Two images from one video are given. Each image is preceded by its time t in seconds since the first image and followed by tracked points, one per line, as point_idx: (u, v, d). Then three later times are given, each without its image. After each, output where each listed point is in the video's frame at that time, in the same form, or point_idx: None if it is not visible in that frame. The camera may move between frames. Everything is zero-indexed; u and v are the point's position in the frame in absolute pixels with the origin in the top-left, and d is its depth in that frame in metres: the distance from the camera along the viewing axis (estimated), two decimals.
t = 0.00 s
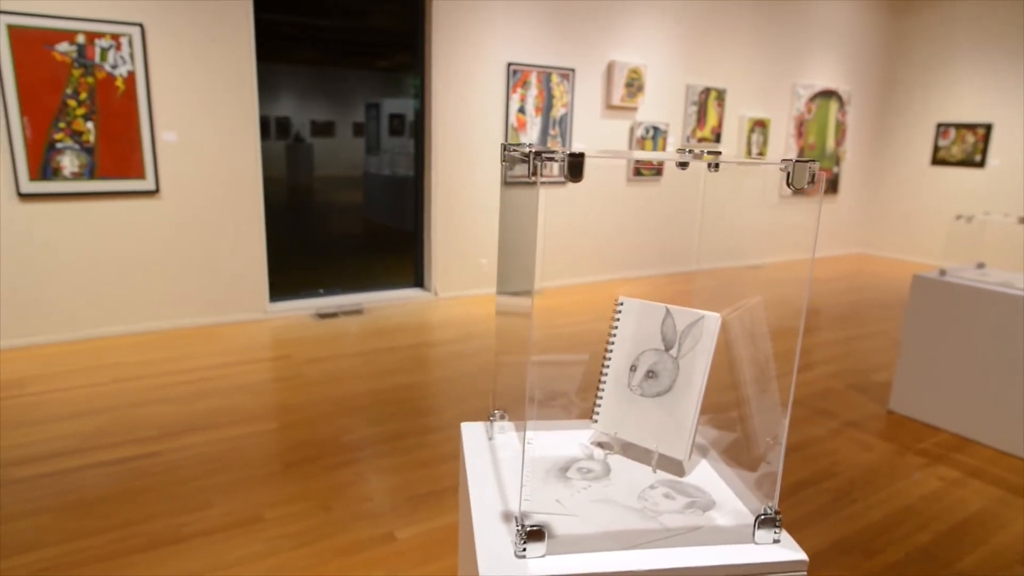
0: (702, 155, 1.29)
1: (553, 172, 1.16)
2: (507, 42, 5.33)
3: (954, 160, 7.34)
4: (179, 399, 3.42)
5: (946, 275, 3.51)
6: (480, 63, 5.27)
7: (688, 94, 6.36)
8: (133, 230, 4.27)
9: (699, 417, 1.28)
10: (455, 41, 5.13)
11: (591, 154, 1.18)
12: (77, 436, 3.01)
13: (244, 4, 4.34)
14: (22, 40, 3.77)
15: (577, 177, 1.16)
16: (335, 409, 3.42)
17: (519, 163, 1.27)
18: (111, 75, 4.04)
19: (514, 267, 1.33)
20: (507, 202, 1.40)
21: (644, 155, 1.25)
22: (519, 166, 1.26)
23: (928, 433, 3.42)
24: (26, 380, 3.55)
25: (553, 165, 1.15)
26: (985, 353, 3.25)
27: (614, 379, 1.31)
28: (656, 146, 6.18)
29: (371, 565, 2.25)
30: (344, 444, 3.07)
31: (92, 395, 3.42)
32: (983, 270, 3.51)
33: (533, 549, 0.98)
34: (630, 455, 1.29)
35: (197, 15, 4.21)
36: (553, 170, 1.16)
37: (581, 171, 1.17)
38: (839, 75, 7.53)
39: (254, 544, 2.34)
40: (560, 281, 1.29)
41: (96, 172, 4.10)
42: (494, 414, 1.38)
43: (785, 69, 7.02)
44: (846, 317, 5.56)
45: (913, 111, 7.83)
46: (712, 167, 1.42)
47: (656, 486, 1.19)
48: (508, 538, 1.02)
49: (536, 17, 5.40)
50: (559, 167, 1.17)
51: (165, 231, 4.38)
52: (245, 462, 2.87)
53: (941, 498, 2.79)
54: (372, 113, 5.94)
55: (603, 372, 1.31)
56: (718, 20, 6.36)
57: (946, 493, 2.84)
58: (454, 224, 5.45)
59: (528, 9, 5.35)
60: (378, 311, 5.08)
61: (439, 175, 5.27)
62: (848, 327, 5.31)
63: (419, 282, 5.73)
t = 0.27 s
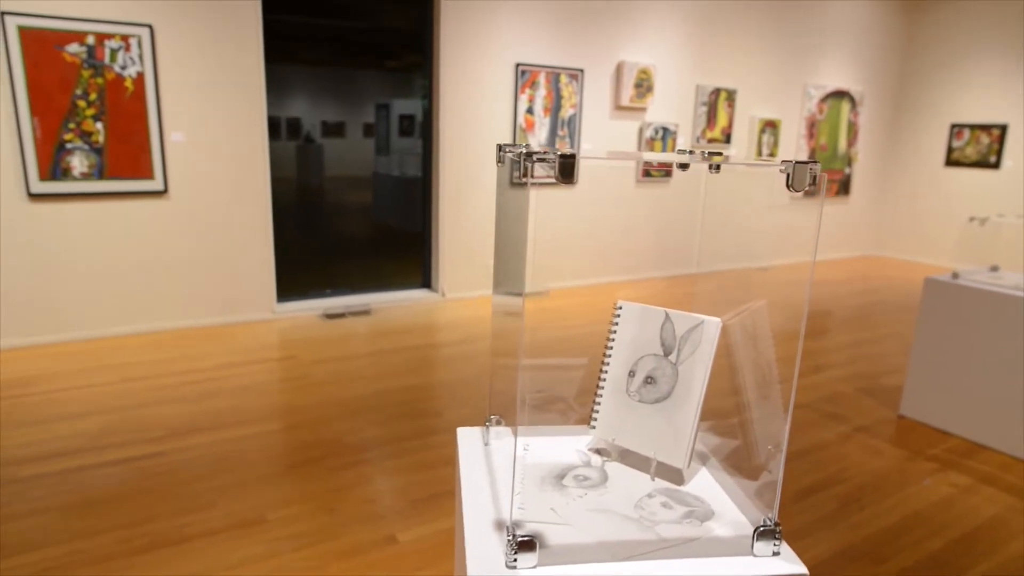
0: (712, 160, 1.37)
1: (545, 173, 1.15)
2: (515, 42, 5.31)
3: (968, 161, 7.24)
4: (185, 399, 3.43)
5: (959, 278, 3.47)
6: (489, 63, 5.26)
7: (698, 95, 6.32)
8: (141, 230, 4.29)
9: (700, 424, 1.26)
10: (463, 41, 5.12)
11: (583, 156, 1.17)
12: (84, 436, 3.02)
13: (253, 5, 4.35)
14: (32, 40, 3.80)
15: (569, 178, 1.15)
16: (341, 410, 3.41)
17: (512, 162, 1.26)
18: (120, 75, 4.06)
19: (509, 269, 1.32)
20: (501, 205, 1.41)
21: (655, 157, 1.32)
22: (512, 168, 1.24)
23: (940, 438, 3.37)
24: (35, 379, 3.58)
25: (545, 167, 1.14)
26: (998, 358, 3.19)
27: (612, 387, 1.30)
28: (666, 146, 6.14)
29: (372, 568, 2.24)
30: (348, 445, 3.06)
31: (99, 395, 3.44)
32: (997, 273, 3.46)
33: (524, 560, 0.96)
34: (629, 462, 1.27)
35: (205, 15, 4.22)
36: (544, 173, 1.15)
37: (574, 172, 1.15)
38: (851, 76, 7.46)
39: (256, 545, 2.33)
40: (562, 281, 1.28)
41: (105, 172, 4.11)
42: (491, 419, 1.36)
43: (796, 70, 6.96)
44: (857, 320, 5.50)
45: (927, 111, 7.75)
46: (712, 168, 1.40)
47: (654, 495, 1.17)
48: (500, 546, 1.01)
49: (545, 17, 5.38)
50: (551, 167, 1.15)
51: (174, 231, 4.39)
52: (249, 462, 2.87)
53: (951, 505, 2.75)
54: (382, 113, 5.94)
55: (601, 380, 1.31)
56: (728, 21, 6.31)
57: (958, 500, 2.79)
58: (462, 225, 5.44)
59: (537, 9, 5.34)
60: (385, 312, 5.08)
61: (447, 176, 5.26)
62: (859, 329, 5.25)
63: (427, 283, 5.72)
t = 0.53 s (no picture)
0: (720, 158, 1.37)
1: (530, 174, 1.14)
2: (522, 42, 5.29)
3: (980, 161, 7.16)
4: (189, 399, 3.44)
5: (969, 281, 3.42)
6: (495, 63, 5.24)
7: (706, 95, 6.28)
8: (146, 230, 4.30)
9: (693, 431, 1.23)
10: (469, 41, 5.10)
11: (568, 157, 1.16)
12: (87, 435, 3.03)
13: (258, 5, 4.35)
14: (38, 41, 3.81)
15: (552, 180, 1.15)
16: (343, 411, 3.41)
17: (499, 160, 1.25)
18: (126, 76, 4.07)
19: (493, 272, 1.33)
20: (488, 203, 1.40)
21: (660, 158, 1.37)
22: (500, 166, 1.24)
23: (949, 443, 3.32)
24: (41, 378, 3.59)
25: (529, 167, 1.13)
26: (1009, 362, 3.14)
27: (605, 391, 1.27)
28: (673, 147, 6.11)
29: (372, 571, 2.22)
30: (351, 447, 3.05)
31: (103, 395, 3.44)
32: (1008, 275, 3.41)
33: (509, 571, 0.97)
34: (622, 469, 1.24)
35: (210, 14, 4.22)
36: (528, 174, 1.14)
37: (557, 173, 1.15)
38: (861, 76, 7.40)
39: (256, 547, 2.32)
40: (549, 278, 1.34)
41: (110, 172, 4.12)
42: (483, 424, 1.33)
43: (805, 69, 6.91)
44: (866, 322, 5.44)
45: (938, 112, 7.67)
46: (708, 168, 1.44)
47: (647, 504, 1.14)
48: (485, 555, 1.01)
49: (551, 17, 5.36)
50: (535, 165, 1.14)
51: (179, 232, 4.40)
52: (250, 463, 2.86)
53: (961, 512, 2.70)
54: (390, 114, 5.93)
55: (594, 383, 1.28)
56: (736, 20, 6.27)
57: (967, 506, 2.75)
58: (467, 225, 5.42)
59: (543, 9, 5.32)
60: (390, 313, 5.07)
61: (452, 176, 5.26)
62: (869, 332, 5.20)
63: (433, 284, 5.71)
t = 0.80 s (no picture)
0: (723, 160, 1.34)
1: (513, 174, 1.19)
2: (526, 42, 5.28)
3: (989, 163, 7.09)
4: (190, 399, 3.44)
5: (977, 283, 3.37)
6: (499, 64, 5.23)
7: (712, 96, 6.25)
8: (151, 231, 4.31)
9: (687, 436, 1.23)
10: (472, 41, 5.09)
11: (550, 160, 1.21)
12: (88, 436, 3.03)
13: (263, 5, 4.35)
14: (43, 42, 3.82)
15: (533, 182, 1.20)
16: (344, 412, 3.40)
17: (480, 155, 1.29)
18: (130, 77, 4.08)
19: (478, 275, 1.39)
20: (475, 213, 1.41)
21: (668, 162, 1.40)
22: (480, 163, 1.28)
23: (955, 448, 3.28)
24: (43, 378, 3.60)
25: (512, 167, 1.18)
26: (1017, 366, 3.10)
27: (597, 397, 1.24)
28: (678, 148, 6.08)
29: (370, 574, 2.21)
30: (352, 448, 3.04)
31: (106, 395, 3.45)
32: (1016, 278, 3.37)
33: None
34: (614, 477, 1.23)
35: (214, 15, 4.23)
36: (511, 173, 1.20)
37: (541, 173, 1.19)
38: (869, 76, 7.34)
39: (254, 549, 2.31)
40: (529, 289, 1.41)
41: (115, 172, 4.13)
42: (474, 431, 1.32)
43: (812, 70, 6.86)
44: (873, 325, 5.40)
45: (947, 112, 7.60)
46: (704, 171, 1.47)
47: (638, 512, 1.15)
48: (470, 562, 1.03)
49: (557, 17, 5.34)
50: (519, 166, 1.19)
51: (183, 233, 4.41)
52: (250, 464, 2.86)
53: (967, 518, 2.67)
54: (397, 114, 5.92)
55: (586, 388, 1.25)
56: (743, 20, 6.23)
57: (974, 512, 2.71)
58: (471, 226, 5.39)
59: (548, 9, 5.30)
60: (394, 313, 5.07)
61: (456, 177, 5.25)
62: (875, 335, 5.16)
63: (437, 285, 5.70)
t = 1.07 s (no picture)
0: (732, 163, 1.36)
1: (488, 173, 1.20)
2: (532, 42, 5.26)
3: (1002, 163, 7.00)
4: (194, 398, 3.45)
5: (986, 285, 3.32)
6: (506, 63, 5.21)
7: (720, 96, 6.21)
8: (156, 230, 4.33)
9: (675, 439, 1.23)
10: (478, 41, 5.08)
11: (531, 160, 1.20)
12: (92, 435, 3.04)
13: (268, 4, 4.36)
14: (51, 42, 3.84)
15: (510, 183, 1.20)
16: (347, 412, 3.39)
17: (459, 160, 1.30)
18: (137, 77, 4.10)
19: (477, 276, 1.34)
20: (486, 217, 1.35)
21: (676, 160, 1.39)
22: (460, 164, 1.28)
23: (963, 452, 3.24)
24: (49, 376, 3.63)
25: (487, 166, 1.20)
26: None
27: (587, 400, 1.28)
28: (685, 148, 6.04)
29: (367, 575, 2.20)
30: (353, 449, 3.04)
31: (110, 394, 3.46)
32: None
33: None
34: (602, 481, 1.25)
35: (221, 14, 4.24)
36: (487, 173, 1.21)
37: (520, 174, 1.20)
38: (880, 76, 7.28)
39: (252, 549, 2.31)
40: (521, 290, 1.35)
41: (121, 172, 4.15)
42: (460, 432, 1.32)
43: (821, 69, 6.80)
44: (882, 327, 5.34)
45: (960, 113, 7.52)
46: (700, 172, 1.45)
47: (624, 518, 1.16)
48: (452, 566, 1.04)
49: (564, 16, 5.33)
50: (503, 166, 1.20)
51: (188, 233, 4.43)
52: (251, 464, 2.86)
53: (974, 524, 2.63)
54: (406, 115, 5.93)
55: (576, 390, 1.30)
56: (751, 19, 6.19)
57: (981, 518, 2.67)
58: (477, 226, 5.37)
59: (554, 8, 5.29)
60: (398, 313, 5.06)
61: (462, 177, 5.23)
62: (884, 337, 5.10)
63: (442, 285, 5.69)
